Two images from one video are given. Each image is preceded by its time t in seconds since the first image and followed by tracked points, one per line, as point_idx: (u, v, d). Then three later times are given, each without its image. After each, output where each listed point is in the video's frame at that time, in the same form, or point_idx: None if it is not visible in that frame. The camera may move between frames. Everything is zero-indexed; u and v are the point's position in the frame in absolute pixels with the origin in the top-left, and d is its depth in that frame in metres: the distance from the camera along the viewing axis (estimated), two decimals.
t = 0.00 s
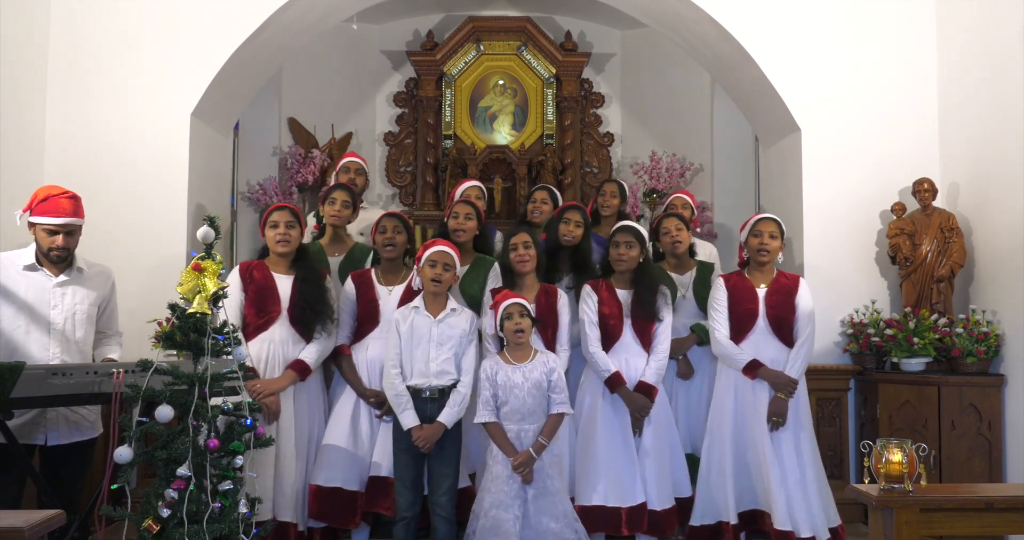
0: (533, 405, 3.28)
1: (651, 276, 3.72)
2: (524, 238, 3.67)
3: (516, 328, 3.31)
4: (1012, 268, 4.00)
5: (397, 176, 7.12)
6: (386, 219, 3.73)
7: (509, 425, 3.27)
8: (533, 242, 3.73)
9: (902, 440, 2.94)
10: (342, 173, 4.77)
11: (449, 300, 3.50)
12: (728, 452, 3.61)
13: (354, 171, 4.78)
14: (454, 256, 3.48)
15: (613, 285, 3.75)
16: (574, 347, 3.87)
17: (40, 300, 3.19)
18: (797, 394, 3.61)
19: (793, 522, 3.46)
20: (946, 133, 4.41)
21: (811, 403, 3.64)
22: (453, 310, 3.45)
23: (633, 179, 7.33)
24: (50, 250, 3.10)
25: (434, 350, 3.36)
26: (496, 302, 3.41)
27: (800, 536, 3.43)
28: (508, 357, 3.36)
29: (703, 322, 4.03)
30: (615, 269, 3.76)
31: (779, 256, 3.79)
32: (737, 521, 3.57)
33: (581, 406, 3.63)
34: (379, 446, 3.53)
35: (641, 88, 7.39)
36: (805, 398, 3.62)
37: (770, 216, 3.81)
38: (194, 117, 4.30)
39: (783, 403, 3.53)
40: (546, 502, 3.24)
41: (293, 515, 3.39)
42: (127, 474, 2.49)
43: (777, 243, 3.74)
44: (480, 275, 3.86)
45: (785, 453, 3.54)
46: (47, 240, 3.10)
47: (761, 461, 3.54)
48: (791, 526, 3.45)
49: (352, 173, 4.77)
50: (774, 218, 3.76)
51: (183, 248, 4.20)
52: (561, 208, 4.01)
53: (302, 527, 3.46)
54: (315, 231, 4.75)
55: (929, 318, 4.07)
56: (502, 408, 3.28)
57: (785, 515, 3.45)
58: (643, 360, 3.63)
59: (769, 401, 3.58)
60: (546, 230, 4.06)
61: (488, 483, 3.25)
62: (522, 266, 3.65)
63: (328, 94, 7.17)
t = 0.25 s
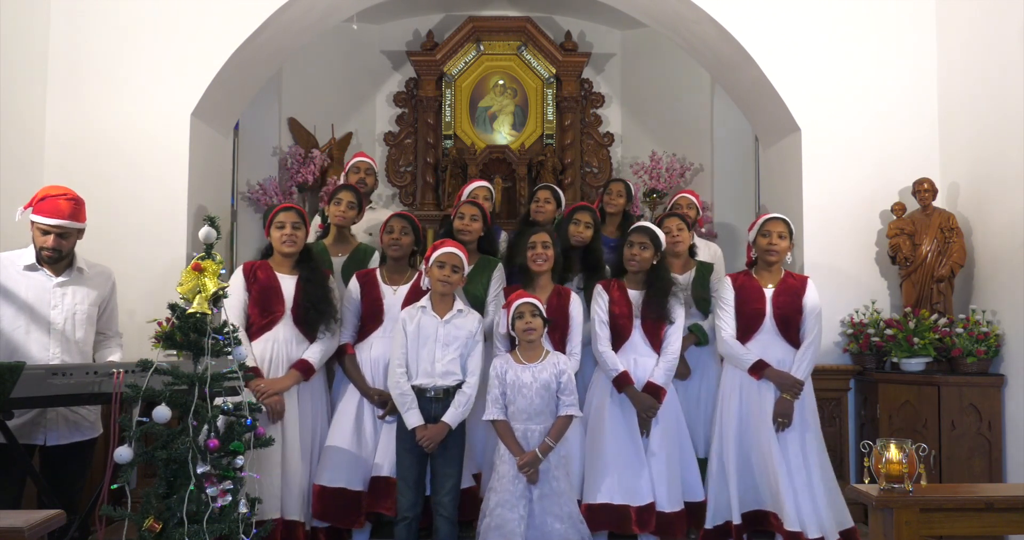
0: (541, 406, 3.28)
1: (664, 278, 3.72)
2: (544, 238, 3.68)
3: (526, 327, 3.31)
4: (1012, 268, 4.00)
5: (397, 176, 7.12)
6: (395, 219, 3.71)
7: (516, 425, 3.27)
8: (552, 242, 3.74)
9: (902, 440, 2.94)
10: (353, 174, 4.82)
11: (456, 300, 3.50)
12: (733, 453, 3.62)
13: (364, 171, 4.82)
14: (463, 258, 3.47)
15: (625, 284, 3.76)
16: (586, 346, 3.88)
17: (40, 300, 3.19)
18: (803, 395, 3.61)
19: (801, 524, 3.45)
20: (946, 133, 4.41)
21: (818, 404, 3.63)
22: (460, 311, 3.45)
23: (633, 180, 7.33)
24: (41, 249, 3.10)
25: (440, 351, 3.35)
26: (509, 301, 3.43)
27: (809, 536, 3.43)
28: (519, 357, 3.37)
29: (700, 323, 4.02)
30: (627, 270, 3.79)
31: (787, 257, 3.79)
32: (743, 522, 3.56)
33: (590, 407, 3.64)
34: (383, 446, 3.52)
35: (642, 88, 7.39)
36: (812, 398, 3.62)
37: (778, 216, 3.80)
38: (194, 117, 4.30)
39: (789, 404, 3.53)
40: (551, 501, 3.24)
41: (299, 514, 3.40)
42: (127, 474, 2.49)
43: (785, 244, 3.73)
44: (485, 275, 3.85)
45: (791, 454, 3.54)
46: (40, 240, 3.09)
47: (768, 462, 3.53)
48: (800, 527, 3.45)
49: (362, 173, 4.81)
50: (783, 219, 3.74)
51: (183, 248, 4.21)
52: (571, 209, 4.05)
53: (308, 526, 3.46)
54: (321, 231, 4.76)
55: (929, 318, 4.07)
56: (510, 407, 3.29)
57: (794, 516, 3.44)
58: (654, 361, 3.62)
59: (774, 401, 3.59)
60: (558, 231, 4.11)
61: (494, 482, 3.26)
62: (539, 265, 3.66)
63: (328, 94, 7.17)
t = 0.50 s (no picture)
0: (542, 406, 3.28)
1: (669, 280, 3.71)
2: (552, 238, 3.69)
3: (532, 325, 3.32)
4: (1012, 268, 4.00)
5: (397, 176, 7.12)
6: (399, 219, 3.73)
7: (517, 424, 3.27)
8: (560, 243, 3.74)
9: (902, 440, 2.94)
10: (353, 174, 4.84)
11: (456, 300, 3.50)
12: (734, 453, 3.62)
13: (365, 171, 4.84)
14: (462, 257, 3.48)
15: (628, 285, 3.76)
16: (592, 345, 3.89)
17: (40, 300, 3.19)
18: (804, 395, 3.62)
19: (804, 524, 3.44)
20: (946, 133, 4.41)
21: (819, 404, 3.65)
22: (460, 311, 3.44)
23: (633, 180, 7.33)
24: (42, 249, 3.09)
25: (440, 351, 3.35)
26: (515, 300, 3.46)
27: (813, 537, 3.42)
28: (522, 357, 3.38)
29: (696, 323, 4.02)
30: (632, 270, 3.76)
31: (784, 255, 3.80)
32: (744, 523, 3.56)
33: (592, 407, 3.64)
34: (382, 445, 3.51)
35: (642, 88, 7.39)
36: (813, 398, 3.63)
37: (774, 215, 3.82)
38: (194, 117, 4.30)
39: (789, 405, 3.53)
40: (551, 502, 3.23)
41: (305, 513, 3.40)
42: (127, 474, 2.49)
43: (782, 242, 3.74)
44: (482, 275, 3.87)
45: (792, 453, 3.55)
46: (42, 240, 3.09)
47: (770, 461, 3.53)
48: (803, 527, 3.44)
49: (363, 173, 4.83)
50: (778, 218, 3.76)
51: (183, 248, 4.21)
52: (571, 209, 4.04)
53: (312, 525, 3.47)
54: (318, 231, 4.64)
55: (929, 318, 4.07)
56: (511, 406, 3.30)
57: (797, 516, 3.44)
58: (658, 361, 3.64)
59: (775, 402, 3.59)
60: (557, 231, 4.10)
61: (495, 482, 3.27)
62: (546, 265, 3.67)
63: (328, 94, 7.17)
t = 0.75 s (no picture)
0: (538, 406, 3.28)
1: (664, 278, 3.76)
2: (552, 238, 3.70)
3: (530, 325, 3.31)
4: (1012, 268, 4.00)
5: (397, 176, 7.12)
6: (391, 219, 3.70)
7: (512, 424, 3.27)
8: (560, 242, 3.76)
9: (902, 440, 2.94)
10: (343, 174, 4.81)
11: (449, 300, 3.50)
12: (732, 452, 3.63)
13: (355, 170, 4.81)
14: (455, 257, 3.48)
15: (625, 285, 3.77)
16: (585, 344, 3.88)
17: (40, 300, 3.20)
18: (799, 392, 3.62)
19: (803, 522, 3.44)
20: (946, 133, 4.41)
21: (815, 401, 3.65)
22: (453, 311, 3.45)
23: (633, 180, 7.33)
24: (49, 250, 3.10)
25: (434, 350, 3.35)
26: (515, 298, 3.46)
27: (813, 535, 3.41)
28: (518, 356, 3.37)
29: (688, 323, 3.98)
30: (630, 270, 3.77)
31: (774, 254, 3.80)
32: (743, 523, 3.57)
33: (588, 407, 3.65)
34: (377, 445, 3.52)
35: (642, 88, 7.39)
36: (808, 396, 3.63)
37: (761, 215, 3.83)
38: (194, 117, 4.30)
39: (784, 403, 3.54)
40: (548, 502, 3.23)
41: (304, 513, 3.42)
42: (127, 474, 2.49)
43: (770, 241, 3.75)
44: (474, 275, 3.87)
45: (790, 451, 3.55)
46: (47, 241, 3.10)
47: (768, 459, 3.53)
48: (802, 525, 3.44)
49: (353, 173, 4.80)
50: (764, 217, 3.77)
51: (183, 248, 4.21)
52: (560, 209, 4.12)
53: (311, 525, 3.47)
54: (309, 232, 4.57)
55: (929, 318, 4.07)
56: (506, 406, 3.29)
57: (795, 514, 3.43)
58: (655, 359, 3.64)
59: (769, 402, 3.58)
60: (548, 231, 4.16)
61: (491, 482, 3.26)
62: (545, 264, 3.66)
63: (329, 94, 7.17)
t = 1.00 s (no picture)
0: (529, 405, 3.28)
1: (648, 276, 3.77)
2: (539, 238, 3.69)
3: (518, 326, 3.32)
4: (1012, 268, 4.00)
5: (397, 177, 7.11)
6: (378, 219, 3.74)
7: (503, 423, 3.27)
8: (547, 242, 3.75)
9: (902, 440, 2.94)
10: (330, 175, 4.84)
11: (438, 299, 3.50)
12: (725, 452, 3.61)
13: (342, 171, 4.83)
14: (441, 255, 3.47)
15: (612, 285, 3.77)
16: (573, 344, 3.87)
17: (40, 300, 3.20)
18: (791, 392, 3.62)
19: (790, 523, 3.45)
20: (945, 134, 4.41)
21: (807, 400, 3.65)
22: (442, 310, 3.44)
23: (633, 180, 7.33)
24: (51, 250, 3.10)
25: (423, 350, 3.35)
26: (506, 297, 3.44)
27: (804, 534, 3.42)
28: (506, 356, 3.37)
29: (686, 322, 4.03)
30: (615, 269, 3.77)
31: (762, 254, 3.81)
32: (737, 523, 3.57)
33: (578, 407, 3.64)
34: (371, 443, 3.52)
35: (641, 88, 7.39)
36: (800, 395, 3.63)
37: (745, 216, 3.83)
38: (194, 117, 4.30)
39: (775, 403, 3.54)
40: (540, 501, 3.23)
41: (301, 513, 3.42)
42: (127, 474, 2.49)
43: (756, 241, 3.76)
44: (465, 275, 3.87)
45: (780, 451, 3.55)
46: (47, 241, 3.10)
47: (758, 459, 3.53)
48: (788, 525, 3.45)
49: (340, 174, 4.83)
50: (750, 218, 3.77)
51: (183, 248, 4.21)
52: (544, 209, 4.10)
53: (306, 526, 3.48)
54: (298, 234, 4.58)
55: (929, 318, 4.07)
56: (497, 405, 3.28)
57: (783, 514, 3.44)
58: (644, 358, 3.65)
59: (762, 401, 3.59)
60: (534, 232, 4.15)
61: (482, 483, 3.26)
62: (533, 264, 3.66)
63: (328, 93, 7.17)
